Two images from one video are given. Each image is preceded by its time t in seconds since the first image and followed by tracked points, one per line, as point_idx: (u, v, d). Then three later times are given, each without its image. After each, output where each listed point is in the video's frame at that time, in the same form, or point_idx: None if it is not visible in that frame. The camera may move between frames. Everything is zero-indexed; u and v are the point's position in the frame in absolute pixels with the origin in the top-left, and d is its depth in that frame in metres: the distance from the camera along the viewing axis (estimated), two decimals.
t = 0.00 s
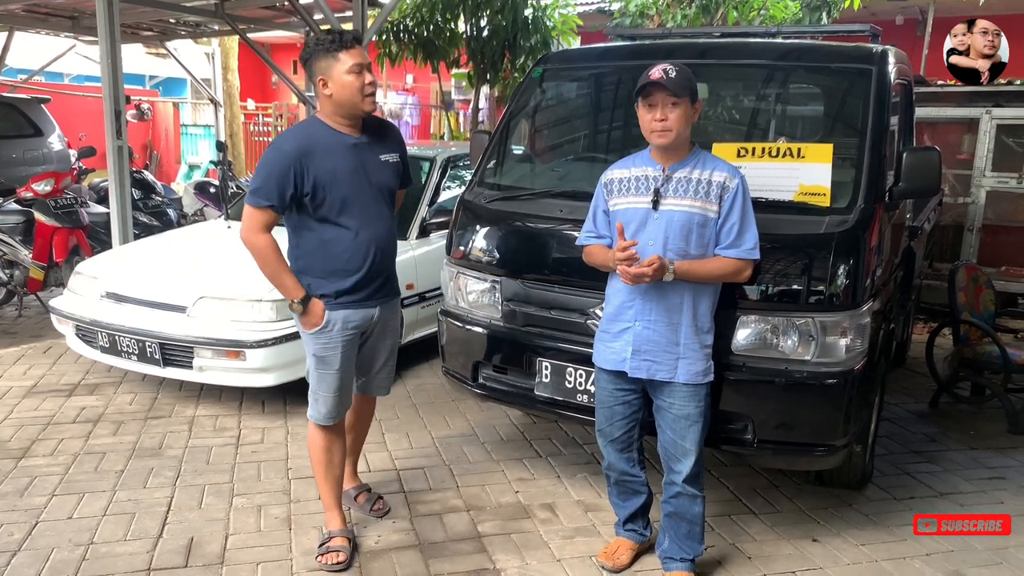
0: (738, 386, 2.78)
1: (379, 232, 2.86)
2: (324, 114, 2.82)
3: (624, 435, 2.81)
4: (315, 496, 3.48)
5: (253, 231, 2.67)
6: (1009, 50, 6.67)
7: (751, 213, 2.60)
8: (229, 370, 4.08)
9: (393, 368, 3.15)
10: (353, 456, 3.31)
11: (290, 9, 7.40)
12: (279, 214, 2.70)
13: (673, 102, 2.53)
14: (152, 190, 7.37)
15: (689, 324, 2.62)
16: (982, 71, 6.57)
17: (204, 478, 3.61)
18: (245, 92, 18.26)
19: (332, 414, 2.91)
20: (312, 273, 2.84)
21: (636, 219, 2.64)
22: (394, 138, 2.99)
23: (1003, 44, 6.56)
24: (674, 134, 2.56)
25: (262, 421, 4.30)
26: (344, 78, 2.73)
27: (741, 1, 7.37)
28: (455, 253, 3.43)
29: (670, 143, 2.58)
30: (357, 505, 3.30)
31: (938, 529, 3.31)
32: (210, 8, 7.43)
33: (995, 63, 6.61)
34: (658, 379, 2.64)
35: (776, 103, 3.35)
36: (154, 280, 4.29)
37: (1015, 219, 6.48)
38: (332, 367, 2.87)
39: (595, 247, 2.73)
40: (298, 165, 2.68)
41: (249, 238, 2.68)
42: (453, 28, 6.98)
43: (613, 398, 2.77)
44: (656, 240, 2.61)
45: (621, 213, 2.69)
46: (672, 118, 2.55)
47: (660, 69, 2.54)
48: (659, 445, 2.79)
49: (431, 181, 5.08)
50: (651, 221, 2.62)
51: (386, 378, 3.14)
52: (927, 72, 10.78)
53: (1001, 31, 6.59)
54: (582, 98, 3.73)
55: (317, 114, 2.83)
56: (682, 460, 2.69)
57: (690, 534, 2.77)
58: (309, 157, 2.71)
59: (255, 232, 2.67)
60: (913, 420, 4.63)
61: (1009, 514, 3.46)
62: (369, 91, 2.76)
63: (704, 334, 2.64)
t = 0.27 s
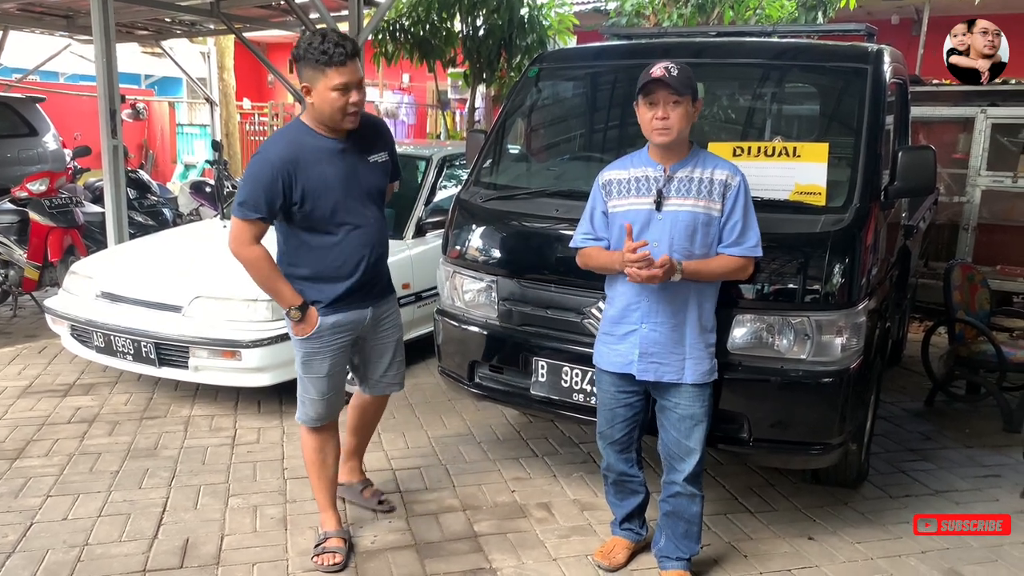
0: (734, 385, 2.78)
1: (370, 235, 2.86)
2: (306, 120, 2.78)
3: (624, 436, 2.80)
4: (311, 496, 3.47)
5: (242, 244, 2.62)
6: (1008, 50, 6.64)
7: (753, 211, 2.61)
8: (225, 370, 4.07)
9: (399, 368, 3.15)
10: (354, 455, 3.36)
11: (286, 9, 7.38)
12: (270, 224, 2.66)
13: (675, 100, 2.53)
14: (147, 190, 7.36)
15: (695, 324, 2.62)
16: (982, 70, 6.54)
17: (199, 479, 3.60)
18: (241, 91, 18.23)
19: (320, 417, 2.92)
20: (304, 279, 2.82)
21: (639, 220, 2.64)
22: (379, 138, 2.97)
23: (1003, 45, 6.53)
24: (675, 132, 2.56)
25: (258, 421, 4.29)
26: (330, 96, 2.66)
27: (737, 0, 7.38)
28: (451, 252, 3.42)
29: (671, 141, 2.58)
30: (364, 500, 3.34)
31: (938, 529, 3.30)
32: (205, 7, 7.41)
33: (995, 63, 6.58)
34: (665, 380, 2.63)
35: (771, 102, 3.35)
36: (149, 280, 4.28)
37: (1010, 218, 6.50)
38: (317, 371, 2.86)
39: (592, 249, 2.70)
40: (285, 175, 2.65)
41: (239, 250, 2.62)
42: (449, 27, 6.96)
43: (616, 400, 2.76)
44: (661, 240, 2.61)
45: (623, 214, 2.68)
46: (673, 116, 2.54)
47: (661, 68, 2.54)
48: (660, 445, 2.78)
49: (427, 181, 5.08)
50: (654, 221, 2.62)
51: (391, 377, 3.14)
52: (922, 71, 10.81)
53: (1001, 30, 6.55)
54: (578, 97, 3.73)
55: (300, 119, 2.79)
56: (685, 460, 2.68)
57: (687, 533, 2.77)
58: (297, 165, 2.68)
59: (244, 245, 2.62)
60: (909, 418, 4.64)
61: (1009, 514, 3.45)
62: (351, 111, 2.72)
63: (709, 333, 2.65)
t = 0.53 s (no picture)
0: (726, 383, 2.79)
1: (359, 236, 2.85)
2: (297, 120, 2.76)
3: (618, 434, 2.80)
4: (302, 496, 3.46)
5: (230, 242, 2.61)
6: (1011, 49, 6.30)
7: (753, 214, 2.59)
8: (216, 369, 4.05)
9: (387, 368, 3.16)
10: (369, 453, 3.35)
11: (277, 7, 7.35)
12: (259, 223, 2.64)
13: (653, 112, 2.51)
14: (137, 188, 7.32)
15: (689, 326, 2.61)
16: (982, 70, 6.25)
17: (189, 479, 3.58)
18: (231, 89, 18.17)
19: (307, 417, 2.90)
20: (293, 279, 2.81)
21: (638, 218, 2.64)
22: (371, 140, 2.95)
23: (1004, 44, 6.20)
24: (655, 141, 2.55)
25: (248, 420, 4.27)
26: (316, 96, 2.64)
27: None
28: (443, 251, 3.41)
29: (655, 149, 2.57)
30: (392, 493, 3.37)
31: (939, 530, 3.27)
32: (195, 4, 7.37)
33: (995, 64, 6.27)
34: (658, 381, 2.63)
35: (762, 101, 3.34)
36: (138, 280, 4.25)
37: (1000, 216, 6.54)
38: (304, 370, 2.85)
39: (591, 238, 2.62)
40: (273, 175, 2.63)
41: (228, 248, 2.62)
42: (440, 25, 6.95)
43: (609, 399, 2.76)
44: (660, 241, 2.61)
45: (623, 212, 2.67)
46: (651, 125, 2.53)
47: (647, 75, 2.55)
48: (654, 444, 2.78)
49: (419, 179, 5.07)
50: (653, 222, 2.62)
51: (379, 376, 3.15)
52: (912, 70, 10.86)
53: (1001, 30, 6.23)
54: (569, 96, 3.72)
55: (292, 119, 2.77)
56: (679, 459, 2.68)
57: (679, 532, 2.77)
58: (285, 166, 2.66)
59: (232, 243, 2.61)
60: (900, 415, 4.66)
61: (1011, 515, 3.42)
62: (337, 115, 2.68)
63: (703, 335, 2.64)
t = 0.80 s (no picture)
0: (713, 382, 2.79)
1: (350, 232, 2.82)
2: (294, 113, 2.78)
3: (606, 432, 2.79)
4: (288, 496, 3.44)
5: (221, 232, 2.64)
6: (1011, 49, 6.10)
7: (744, 216, 2.58)
8: (201, 369, 4.02)
9: (379, 374, 3.10)
10: (361, 461, 3.28)
11: (262, 5, 7.30)
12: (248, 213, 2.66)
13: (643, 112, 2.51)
14: (121, 188, 7.25)
15: (676, 329, 2.60)
16: (982, 71, 6.07)
17: (174, 481, 3.55)
18: (216, 88, 18.07)
19: (296, 415, 2.88)
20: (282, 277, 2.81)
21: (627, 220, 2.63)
22: (371, 136, 2.93)
23: (1005, 44, 5.99)
24: (648, 140, 2.54)
25: (234, 421, 4.24)
26: (308, 79, 2.68)
27: None
28: (430, 250, 3.40)
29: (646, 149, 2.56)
30: (374, 509, 3.27)
31: (939, 529, 3.28)
32: (180, 2, 7.31)
33: (995, 63, 6.07)
34: (642, 382, 2.62)
35: (748, 99, 3.35)
36: (121, 280, 4.21)
37: (983, 214, 6.58)
38: (294, 366, 2.84)
39: (581, 241, 2.66)
40: (263, 166, 2.65)
41: (218, 238, 2.65)
42: (427, 24, 6.93)
43: (598, 396, 2.75)
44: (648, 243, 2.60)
45: (612, 213, 2.67)
46: (643, 126, 2.52)
47: (639, 74, 2.54)
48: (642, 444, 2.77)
49: (406, 178, 5.05)
50: (642, 223, 2.61)
51: (374, 384, 3.10)
52: (896, 69, 10.94)
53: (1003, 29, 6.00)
54: (556, 94, 3.71)
55: (289, 113, 2.79)
56: (666, 459, 2.67)
57: (667, 531, 2.77)
58: (276, 158, 2.67)
59: (224, 233, 2.64)
60: (886, 413, 4.68)
61: (1010, 514, 3.42)
62: (331, 93, 2.68)
63: (690, 337, 2.63)
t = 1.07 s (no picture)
0: (702, 382, 2.79)
1: (354, 226, 2.82)
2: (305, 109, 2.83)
3: (597, 436, 2.79)
4: (278, 498, 3.42)
5: (229, 221, 2.68)
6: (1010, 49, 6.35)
7: (732, 209, 2.59)
8: (191, 371, 4.00)
9: (372, 372, 3.08)
10: (348, 463, 3.28)
11: (252, 5, 7.28)
12: (256, 202, 2.70)
13: (655, 94, 2.52)
14: (109, 188, 7.21)
15: (669, 325, 2.60)
16: (982, 70, 6.26)
17: (163, 482, 3.53)
18: (206, 89, 18.01)
19: (300, 410, 2.86)
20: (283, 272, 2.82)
21: (615, 216, 2.62)
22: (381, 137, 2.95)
23: (1004, 44, 6.25)
24: (656, 124, 2.55)
25: (224, 423, 4.22)
26: (315, 74, 2.73)
27: None
28: (419, 251, 3.39)
29: (652, 134, 2.56)
30: (363, 511, 3.26)
31: (939, 529, 3.30)
32: (169, 2, 7.27)
33: (995, 63, 6.30)
34: (636, 381, 2.61)
35: (738, 100, 3.35)
36: (109, 281, 4.19)
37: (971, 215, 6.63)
38: (297, 360, 2.82)
39: (567, 244, 2.71)
40: (270, 156, 2.69)
41: (226, 227, 2.69)
42: (417, 25, 6.91)
43: (589, 401, 2.75)
44: (636, 237, 2.59)
45: (599, 210, 2.66)
46: (653, 109, 2.53)
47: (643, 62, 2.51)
48: (633, 445, 2.77)
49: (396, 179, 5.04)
50: (630, 219, 2.60)
51: (364, 380, 3.08)
52: (884, 70, 11.01)
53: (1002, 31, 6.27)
54: (546, 95, 3.71)
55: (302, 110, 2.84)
56: (656, 460, 2.68)
57: (657, 531, 2.77)
58: (282, 150, 2.71)
59: (232, 220, 2.67)
60: (874, 413, 4.70)
61: (1011, 514, 3.44)
62: (332, 86, 2.73)
63: (683, 334, 2.62)
